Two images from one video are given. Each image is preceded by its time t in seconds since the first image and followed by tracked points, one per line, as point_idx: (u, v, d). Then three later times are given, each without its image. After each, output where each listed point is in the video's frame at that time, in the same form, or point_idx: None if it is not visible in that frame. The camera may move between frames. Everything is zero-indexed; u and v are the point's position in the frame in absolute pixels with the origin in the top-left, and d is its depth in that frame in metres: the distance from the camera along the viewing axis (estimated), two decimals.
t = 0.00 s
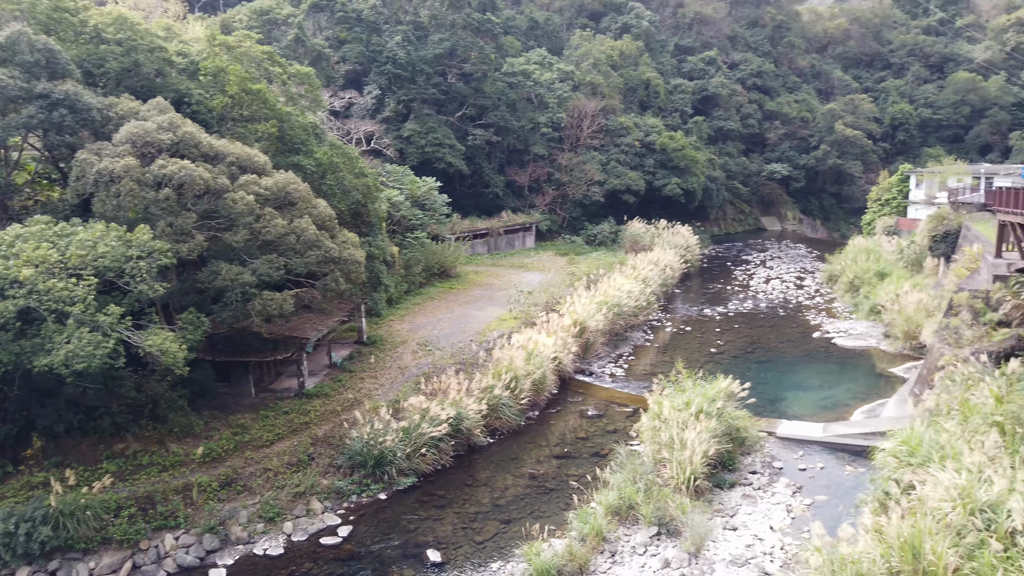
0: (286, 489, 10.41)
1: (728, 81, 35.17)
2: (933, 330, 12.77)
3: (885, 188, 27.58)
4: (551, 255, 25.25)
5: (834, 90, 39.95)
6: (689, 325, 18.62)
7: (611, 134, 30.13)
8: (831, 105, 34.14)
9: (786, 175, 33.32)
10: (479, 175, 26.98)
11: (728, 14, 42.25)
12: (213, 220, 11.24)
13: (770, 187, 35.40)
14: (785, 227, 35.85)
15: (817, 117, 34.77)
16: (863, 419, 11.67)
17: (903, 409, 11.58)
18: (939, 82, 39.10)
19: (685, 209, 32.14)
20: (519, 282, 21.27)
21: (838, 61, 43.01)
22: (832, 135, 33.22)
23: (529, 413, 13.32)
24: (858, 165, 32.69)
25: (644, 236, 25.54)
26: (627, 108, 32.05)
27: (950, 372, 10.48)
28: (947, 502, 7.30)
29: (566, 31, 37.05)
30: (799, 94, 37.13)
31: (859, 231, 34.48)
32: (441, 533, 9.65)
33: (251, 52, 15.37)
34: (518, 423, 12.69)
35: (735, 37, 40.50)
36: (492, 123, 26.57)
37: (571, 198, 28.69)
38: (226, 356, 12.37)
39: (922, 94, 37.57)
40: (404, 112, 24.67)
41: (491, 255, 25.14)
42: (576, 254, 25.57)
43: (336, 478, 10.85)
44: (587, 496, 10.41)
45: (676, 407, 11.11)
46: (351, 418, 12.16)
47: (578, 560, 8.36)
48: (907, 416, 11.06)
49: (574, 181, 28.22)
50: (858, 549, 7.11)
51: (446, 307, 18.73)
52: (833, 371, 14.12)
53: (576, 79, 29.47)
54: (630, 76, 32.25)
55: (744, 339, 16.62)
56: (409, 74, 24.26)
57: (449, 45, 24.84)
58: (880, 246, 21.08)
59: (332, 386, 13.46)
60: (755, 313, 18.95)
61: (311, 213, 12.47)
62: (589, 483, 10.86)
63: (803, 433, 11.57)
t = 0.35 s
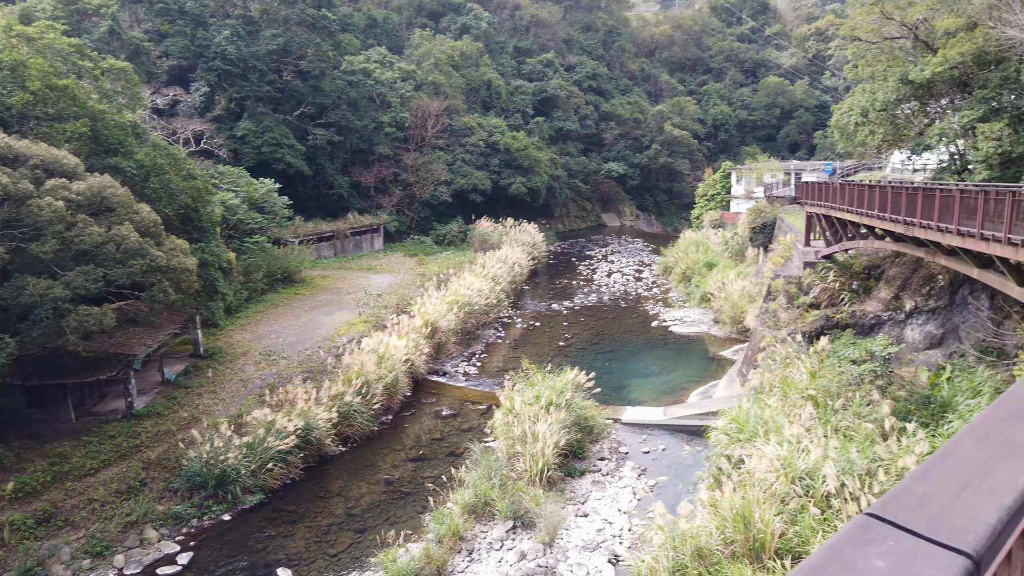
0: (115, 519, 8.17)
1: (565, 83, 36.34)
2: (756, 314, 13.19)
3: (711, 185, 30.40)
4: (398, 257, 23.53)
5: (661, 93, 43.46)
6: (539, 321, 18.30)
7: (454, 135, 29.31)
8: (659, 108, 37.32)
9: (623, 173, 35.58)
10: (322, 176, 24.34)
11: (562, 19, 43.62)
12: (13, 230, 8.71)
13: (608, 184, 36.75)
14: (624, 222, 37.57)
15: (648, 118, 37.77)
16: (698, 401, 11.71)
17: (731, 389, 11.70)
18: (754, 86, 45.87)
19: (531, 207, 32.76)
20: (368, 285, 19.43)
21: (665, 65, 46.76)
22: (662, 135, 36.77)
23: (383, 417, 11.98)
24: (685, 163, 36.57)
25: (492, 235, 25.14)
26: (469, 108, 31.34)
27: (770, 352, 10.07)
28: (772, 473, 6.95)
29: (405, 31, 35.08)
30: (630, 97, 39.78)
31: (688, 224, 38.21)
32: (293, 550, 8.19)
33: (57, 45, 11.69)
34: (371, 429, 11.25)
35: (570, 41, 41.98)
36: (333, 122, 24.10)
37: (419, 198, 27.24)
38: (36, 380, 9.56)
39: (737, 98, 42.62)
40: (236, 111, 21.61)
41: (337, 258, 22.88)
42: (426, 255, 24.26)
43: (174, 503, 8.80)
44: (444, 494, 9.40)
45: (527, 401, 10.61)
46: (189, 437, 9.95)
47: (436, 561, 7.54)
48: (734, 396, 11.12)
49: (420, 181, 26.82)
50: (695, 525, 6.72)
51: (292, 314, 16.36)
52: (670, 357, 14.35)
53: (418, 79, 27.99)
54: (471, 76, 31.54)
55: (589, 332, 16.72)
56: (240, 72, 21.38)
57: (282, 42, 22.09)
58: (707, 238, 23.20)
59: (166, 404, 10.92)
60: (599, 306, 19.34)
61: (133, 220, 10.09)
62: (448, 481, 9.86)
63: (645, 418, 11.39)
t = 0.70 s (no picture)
0: None
1: (426, 83, 35.43)
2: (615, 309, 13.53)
3: (571, 184, 31.38)
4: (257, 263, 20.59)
5: (522, 95, 44.13)
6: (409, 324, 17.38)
7: (314, 135, 26.52)
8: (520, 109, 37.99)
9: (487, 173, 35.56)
10: (169, 180, 20.65)
11: (422, 18, 42.30)
12: None
13: (474, 185, 36.76)
14: (491, 221, 37.70)
15: (509, 120, 38.29)
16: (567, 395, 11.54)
17: (597, 380, 11.67)
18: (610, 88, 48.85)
19: (397, 209, 31.26)
20: (223, 292, 16.85)
21: (524, 68, 47.54)
22: (524, 136, 37.48)
23: (244, 433, 10.50)
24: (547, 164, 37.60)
25: (356, 237, 23.30)
26: (328, 107, 28.84)
27: (631, 345, 10.08)
28: (634, 461, 6.81)
29: (257, 27, 31.69)
30: (491, 99, 39.87)
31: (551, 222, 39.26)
32: None
33: None
34: (233, 445, 9.86)
35: (429, 41, 40.70)
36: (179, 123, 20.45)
37: (278, 201, 24.23)
38: None
39: (593, 101, 44.68)
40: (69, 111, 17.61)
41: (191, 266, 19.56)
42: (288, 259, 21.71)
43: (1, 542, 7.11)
44: (313, 509, 8.40)
45: (396, 405, 9.89)
46: (19, 468, 7.92)
47: None
48: (599, 388, 11.08)
49: (279, 185, 23.65)
50: (564, 517, 6.51)
51: (139, 328, 13.78)
52: (540, 353, 14.32)
53: (271, 77, 25.30)
54: (329, 74, 29.05)
55: (459, 332, 16.21)
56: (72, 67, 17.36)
57: (119, 35, 18.17)
58: (570, 236, 23.85)
59: None
60: (468, 306, 18.92)
61: None
62: (317, 494, 8.84)
63: (517, 415, 10.98)
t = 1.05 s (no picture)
0: None
1: (334, 83, 33.70)
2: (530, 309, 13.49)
3: (485, 185, 31.38)
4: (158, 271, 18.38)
5: (432, 96, 43.51)
6: (321, 330, 16.40)
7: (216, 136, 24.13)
8: (431, 111, 37.51)
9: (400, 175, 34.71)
10: (57, 184, 18.16)
11: (326, 16, 40.30)
12: None
13: (386, 187, 35.73)
14: (405, 225, 36.69)
15: (420, 121, 37.57)
16: (484, 397, 11.17)
17: (513, 381, 11.41)
18: (521, 89, 49.26)
19: (306, 212, 29.40)
20: (121, 303, 15.01)
21: (434, 69, 46.88)
22: (436, 137, 37.07)
23: (145, 450, 9.54)
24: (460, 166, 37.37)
25: (265, 243, 21.70)
26: (231, 110, 26.06)
27: (546, 344, 10.08)
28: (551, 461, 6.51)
29: (150, 24, 28.90)
30: (403, 99, 38.96)
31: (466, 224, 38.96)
32: None
33: None
34: (134, 463, 8.94)
35: (336, 41, 39.05)
36: (69, 124, 17.98)
37: (180, 206, 21.79)
38: None
39: (503, 103, 44.99)
40: None
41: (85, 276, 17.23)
42: (190, 267, 19.80)
43: None
44: (222, 526, 7.66)
45: (307, 415, 9.27)
46: None
47: None
48: (515, 389, 10.80)
49: (180, 188, 21.47)
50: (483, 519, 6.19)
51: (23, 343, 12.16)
52: (458, 355, 14.04)
53: (169, 77, 22.60)
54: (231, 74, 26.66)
55: (374, 337, 15.58)
56: None
57: None
58: (485, 238, 23.74)
59: None
60: (383, 310, 18.18)
61: None
62: (228, 509, 8.09)
63: (434, 418, 10.43)
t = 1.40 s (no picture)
0: None
1: (276, 82, 32.11)
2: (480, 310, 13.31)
3: (434, 186, 31.05)
4: (90, 276, 17.21)
5: (378, 96, 42.61)
6: (266, 334, 15.68)
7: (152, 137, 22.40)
8: (377, 111, 36.79)
9: (346, 175, 33.84)
10: None
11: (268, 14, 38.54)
12: None
13: (333, 188, 34.73)
14: (351, 226, 35.91)
15: (367, 121, 36.73)
16: (433, 400, 10.87)
17: (463, 383, 11.18)
18: (468, 90, 48.91)
19: (249, 214, 27.94)
20: (51, 310, 13.89)
21: (380, 68, 45.91)
22: (383, 138, 36.39)
23: (78, 462, 8.91)
24: (408, 166, 36.80)
25: (206, 245, 20.47)
26: (168, 108, 24.29)
27: (495, 346, 9.99)
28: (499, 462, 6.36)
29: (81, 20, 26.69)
30: (348, 99, 38.00)
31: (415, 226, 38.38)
32: None
33: None
34: (67, 476, 8.38)
35: (278, 40, 36.86)
36: None
37: (115, 208, 20.38)
38: None
39: (451, 103, 44.65)
40: None
41: (14, 281, 15.85)
42: (127, 271, 18.56)
43: None
44: (160, 540, 7.19)
45: (249, 422, 8.82)
46: None
47: None
48: (465, 391, 10.56)
49: (115, 189, 20.16)
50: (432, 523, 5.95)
51: None
52: (408, 358, 13.72)
53: (102, 74, 21.00)
54: (167, 72, 24.70)
55: (322, 340, 15.06)
56: None
57: None
58: (434, 238, 23.42)
59: None
60: (330, 313, 17.57)
61: None
62: (168, 522, 7.60)
63: (383, 422, 10.05)
